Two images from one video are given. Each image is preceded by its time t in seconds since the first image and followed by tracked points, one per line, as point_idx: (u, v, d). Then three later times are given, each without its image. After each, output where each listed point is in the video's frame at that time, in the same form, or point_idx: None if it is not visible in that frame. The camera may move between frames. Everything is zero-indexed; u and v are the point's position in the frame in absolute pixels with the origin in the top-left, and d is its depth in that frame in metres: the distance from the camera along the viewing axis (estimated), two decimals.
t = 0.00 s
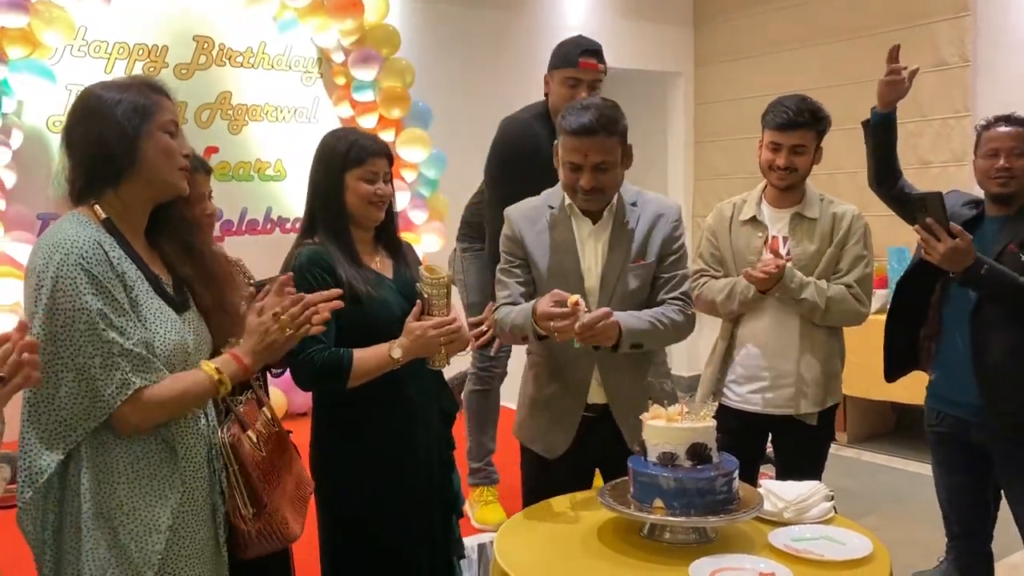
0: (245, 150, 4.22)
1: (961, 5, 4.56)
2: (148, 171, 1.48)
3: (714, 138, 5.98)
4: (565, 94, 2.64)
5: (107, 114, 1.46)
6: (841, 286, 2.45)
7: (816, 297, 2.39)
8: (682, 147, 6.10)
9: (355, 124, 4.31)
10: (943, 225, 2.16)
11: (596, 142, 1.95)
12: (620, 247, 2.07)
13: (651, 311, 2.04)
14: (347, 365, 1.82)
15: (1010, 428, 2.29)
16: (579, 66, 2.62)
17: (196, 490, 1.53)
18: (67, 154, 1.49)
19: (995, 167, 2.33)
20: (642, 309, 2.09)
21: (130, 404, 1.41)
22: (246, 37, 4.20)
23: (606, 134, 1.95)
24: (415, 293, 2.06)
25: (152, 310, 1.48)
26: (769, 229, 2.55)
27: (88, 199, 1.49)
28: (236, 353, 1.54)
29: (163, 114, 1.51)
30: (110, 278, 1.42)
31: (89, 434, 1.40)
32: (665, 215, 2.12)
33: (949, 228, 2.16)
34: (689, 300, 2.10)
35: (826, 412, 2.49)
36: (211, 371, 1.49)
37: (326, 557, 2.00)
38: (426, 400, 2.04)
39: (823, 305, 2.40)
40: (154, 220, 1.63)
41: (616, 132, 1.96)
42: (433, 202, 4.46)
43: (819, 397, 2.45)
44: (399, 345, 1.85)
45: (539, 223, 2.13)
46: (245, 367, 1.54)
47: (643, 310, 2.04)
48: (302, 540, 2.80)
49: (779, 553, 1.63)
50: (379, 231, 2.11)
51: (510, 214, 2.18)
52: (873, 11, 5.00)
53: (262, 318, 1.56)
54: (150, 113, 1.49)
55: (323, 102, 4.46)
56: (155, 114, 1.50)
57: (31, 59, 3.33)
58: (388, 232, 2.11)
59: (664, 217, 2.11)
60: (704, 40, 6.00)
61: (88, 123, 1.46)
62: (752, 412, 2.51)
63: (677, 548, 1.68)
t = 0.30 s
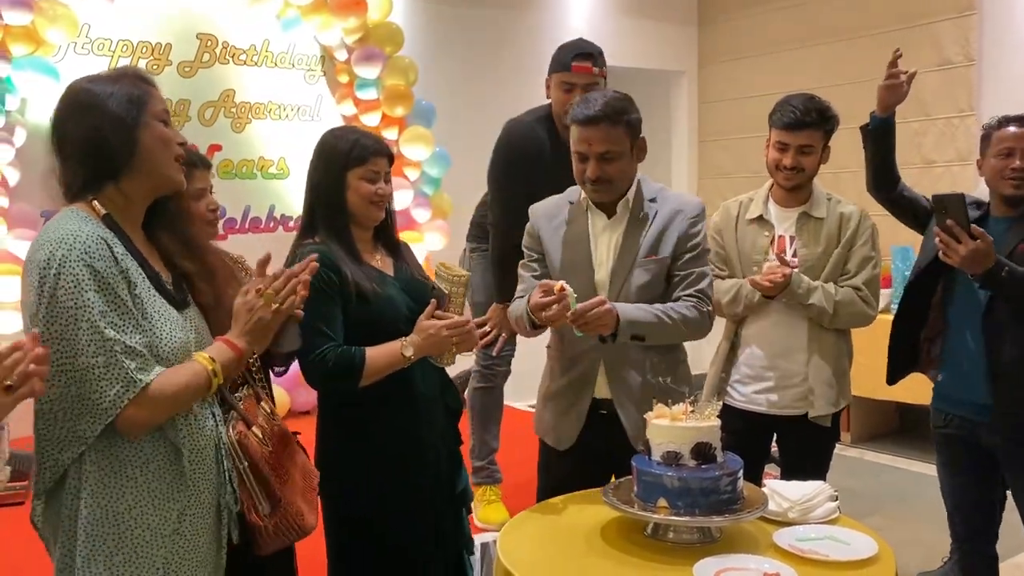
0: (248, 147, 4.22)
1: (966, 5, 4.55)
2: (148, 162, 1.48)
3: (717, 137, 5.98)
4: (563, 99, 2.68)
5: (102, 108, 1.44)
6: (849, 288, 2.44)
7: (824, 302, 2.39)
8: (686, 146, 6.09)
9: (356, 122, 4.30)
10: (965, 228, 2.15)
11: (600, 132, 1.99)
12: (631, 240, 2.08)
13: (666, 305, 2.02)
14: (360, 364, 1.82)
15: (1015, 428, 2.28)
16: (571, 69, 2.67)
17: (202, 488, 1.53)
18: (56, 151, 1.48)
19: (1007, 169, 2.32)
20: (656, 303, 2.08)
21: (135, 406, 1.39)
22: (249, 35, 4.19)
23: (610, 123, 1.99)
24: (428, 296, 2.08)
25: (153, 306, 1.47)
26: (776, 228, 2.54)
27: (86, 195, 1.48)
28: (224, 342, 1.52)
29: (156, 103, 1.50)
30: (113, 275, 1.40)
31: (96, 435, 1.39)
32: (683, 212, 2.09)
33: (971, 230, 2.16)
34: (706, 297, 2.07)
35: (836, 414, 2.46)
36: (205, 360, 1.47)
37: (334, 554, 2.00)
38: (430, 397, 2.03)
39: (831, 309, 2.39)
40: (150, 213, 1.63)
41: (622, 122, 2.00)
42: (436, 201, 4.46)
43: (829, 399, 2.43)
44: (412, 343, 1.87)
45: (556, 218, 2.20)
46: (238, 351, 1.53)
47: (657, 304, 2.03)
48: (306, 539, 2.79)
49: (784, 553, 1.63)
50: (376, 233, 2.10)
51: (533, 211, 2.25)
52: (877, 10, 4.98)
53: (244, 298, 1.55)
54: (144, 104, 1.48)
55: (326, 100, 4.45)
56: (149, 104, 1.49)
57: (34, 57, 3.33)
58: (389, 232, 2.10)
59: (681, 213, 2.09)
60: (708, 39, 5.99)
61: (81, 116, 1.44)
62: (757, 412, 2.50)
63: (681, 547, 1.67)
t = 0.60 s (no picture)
0: (252, 146, 4.22)
1: (971, 5, 4.54)
2: (134, 160, 1.41)
3: (721, 137, 5.97)
4: (540, 90, 2.80)
5: (84, 100, 1.36)
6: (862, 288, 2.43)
7: (844, 301, 2.37)
8: (690, 146, 6.08)
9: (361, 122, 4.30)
10: (979, 230, 2.16)
11: (599, 130, 2.01)
12: (632, 239, 2.09)
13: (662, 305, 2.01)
14: (387, 361, 1.81)
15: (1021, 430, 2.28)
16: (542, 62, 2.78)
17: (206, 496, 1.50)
18: (33, 149, 1.40)
19: (1011, 162, 2.32)
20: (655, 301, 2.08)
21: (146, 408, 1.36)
22: (253, 34, 4.19)
23: (610, 122, 2.00)
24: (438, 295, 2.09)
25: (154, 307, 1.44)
26: (783, 226, 2.54)
27: (69, 194, 1.42)
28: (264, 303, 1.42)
29: (141, 95, 1.43)
30: (117, 275, 1.37)
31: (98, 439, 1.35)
32: (684, 213, 2.09)
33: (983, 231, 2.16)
34: (706, 300, 2.05)
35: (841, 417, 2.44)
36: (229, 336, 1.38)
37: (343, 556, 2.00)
38: (441, 394, 2.03)
39: (851, 309, 2.38)
40: (135, 211, 1.61)
41: (621, 120, 2.01)
42: (441, 200, 4.45)
43: (833, 403, 2.41)
44: (432, 340, 1.87)
45: (561, 215, 2.25)
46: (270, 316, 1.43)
47: (652, 303, 2.03)
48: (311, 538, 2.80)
49: (788, 555, 1.62)
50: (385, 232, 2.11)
51: (540, 217, 2.30)
52: (882, 10, 4.98)
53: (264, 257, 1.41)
54: (129, 95, 1.41)
55: (330, 99, 4.45)
56: (135, 96, 1.41)
57: (39, 56, 3.33)
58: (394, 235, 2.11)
59: (682, 215, 2.08)
60: (712, 39, 5.99)
61: (58, 108, 1.36)
62: (763, 413, 2.50)
63: (685, 548, 1.67)
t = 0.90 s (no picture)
0: (256, 145, 4.23)
1: (975, 5, 4.54)
2: (139, 156, 1.37)
3: (726, 137, 5.97)
4: (510, 74, 2.89)
5: (87, 94, 1.31)
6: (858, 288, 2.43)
7: (833, 295, 2.38)
8: (693, 146, 6.09)
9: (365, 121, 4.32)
10: (986, 233, 2.15)
11: (599, 128, 2.01)
12: (629, 238, 2.10)
13: (653, 304, 2.01)
14: (400, 357, 1.82)
15: None
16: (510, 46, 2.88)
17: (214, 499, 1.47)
18: (30, 147, 1.33)
19: (1011, 164, 2.32)
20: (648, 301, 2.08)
21: (171, 420, 1.33)
22: (258, 33, 4.20)
23: (611, 121, 2.01)
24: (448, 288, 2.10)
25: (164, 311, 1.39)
26: (789, 227, 2.54)
27: (72, 192, 1.35)
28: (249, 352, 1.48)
29: (142, 89, 1.38)
30: (134, 281, 1.31)
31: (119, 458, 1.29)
32: (683, 212, 2.09)
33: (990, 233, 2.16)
34: (699, 301, 2.04)
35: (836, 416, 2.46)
36: (229, 378, 1.42)
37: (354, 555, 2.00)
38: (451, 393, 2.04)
39: (840, 304, 2.38)
40: (132, 212, 1.59)
41: (623, 118, 2.01)
42: (443, 200, 4.46)
43: (832, 401, 2.43)
44: (443, 339, 1.88)
45: (563, 212, 2.27)
46: (256, 365, 1.48)
47: (647, 301, 2.03)
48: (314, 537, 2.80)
49: (792, 555, 1.62)
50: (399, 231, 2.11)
51: (541, 216, 2.32)
52: (886, 11, 4.97)
53: (267, 312, 1.51)
54: (133, 90, 1.35)
55: (334, 98, 4.46)
56: (138, 91, 1.36)
57: (44, 54, 3.34)
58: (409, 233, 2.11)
59: (681, 215, 2.08)
60: (716, 39, 5.99)
61: (59, 103, 1.30)
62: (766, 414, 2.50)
63: (689, 548, 1.67)
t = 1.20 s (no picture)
0: (260, 144, 4.24)
1: (980, 6, 4.54)
2: (130, 152, 1.37)
3: (730, 138, 5.97)
4: (472, 76, 2.90)
5: (75, 93, 1.31)
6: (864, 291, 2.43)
7: (841, 306, 2.37)
8: (697, 146, 6.09)
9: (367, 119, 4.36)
10: (988, 227, 2.15)
11: (608, 127, 2.02)
12: (631, 242, 2.10)
13: (650, 308, 2.02)
14: (398, 354, 1.83)
15: None
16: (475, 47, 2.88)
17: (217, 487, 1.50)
18: (20, 147, 1.33)
19: (1008, 167, 2.32)
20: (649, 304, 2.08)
21: (177, 414, 1.34)
22: (262, 32, 4.21)
23: (621, 120, 2.02)
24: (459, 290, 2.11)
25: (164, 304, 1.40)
26: (790, 228, 2.55)
27: (64, 190, 1.35)
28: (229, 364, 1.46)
29: (130, 87, 1.38)
30: (138, 276, 1.32)
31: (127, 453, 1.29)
32: (687, 218, 2.09)
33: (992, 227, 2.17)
34: (697, 308, 2.04)
35: (847, 420, 2.44)
36: (221, 385, 1.42)
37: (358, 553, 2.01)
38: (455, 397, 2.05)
39: (847, 313, 2.37)
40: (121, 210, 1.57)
41: (631, 119, 2.02)
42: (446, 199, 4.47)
43: (840, 406, 2.41)
44: (447, 339, 1.88)
45: (570, 209, 2.29)
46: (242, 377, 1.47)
47: (643, 305, 2.03)
48: (317, 535, 2.82)
49: (794, 554, 1.63)
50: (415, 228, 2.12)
51: (548, 214, 2.33)
52: (891, 11, 4.97)
53: (251, 327, 1.50)
54: (121, 87, 1.36)
55: (338, 97, 4.46)
56: (126, 88, 1.37)
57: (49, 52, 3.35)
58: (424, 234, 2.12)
59: (686, 220, 2.09)
60: (720, 39, 5.99)
61: (48, 102, 1.30)
62: (768, 415, 2.51)
63: (691, 547, 1.67)
